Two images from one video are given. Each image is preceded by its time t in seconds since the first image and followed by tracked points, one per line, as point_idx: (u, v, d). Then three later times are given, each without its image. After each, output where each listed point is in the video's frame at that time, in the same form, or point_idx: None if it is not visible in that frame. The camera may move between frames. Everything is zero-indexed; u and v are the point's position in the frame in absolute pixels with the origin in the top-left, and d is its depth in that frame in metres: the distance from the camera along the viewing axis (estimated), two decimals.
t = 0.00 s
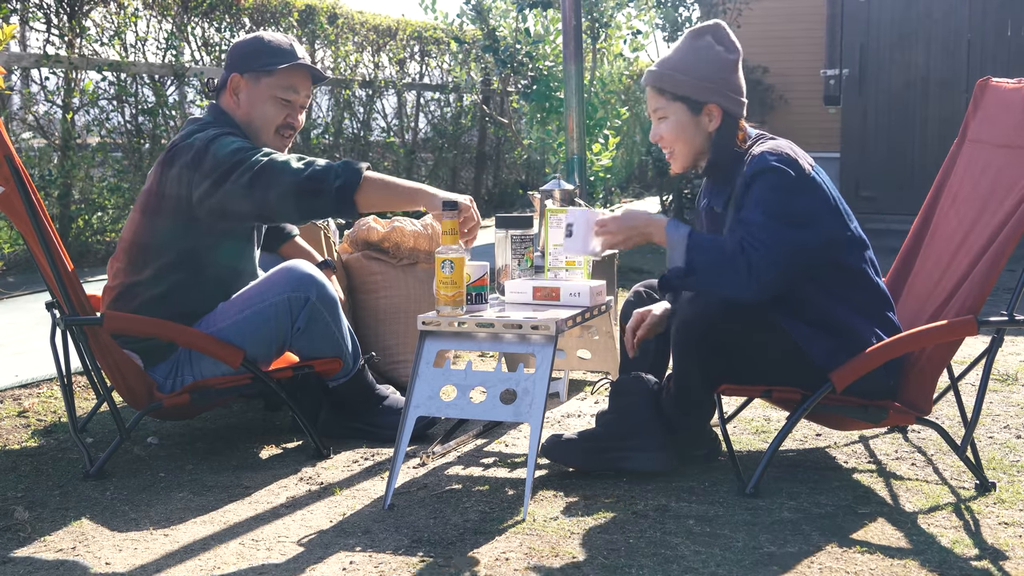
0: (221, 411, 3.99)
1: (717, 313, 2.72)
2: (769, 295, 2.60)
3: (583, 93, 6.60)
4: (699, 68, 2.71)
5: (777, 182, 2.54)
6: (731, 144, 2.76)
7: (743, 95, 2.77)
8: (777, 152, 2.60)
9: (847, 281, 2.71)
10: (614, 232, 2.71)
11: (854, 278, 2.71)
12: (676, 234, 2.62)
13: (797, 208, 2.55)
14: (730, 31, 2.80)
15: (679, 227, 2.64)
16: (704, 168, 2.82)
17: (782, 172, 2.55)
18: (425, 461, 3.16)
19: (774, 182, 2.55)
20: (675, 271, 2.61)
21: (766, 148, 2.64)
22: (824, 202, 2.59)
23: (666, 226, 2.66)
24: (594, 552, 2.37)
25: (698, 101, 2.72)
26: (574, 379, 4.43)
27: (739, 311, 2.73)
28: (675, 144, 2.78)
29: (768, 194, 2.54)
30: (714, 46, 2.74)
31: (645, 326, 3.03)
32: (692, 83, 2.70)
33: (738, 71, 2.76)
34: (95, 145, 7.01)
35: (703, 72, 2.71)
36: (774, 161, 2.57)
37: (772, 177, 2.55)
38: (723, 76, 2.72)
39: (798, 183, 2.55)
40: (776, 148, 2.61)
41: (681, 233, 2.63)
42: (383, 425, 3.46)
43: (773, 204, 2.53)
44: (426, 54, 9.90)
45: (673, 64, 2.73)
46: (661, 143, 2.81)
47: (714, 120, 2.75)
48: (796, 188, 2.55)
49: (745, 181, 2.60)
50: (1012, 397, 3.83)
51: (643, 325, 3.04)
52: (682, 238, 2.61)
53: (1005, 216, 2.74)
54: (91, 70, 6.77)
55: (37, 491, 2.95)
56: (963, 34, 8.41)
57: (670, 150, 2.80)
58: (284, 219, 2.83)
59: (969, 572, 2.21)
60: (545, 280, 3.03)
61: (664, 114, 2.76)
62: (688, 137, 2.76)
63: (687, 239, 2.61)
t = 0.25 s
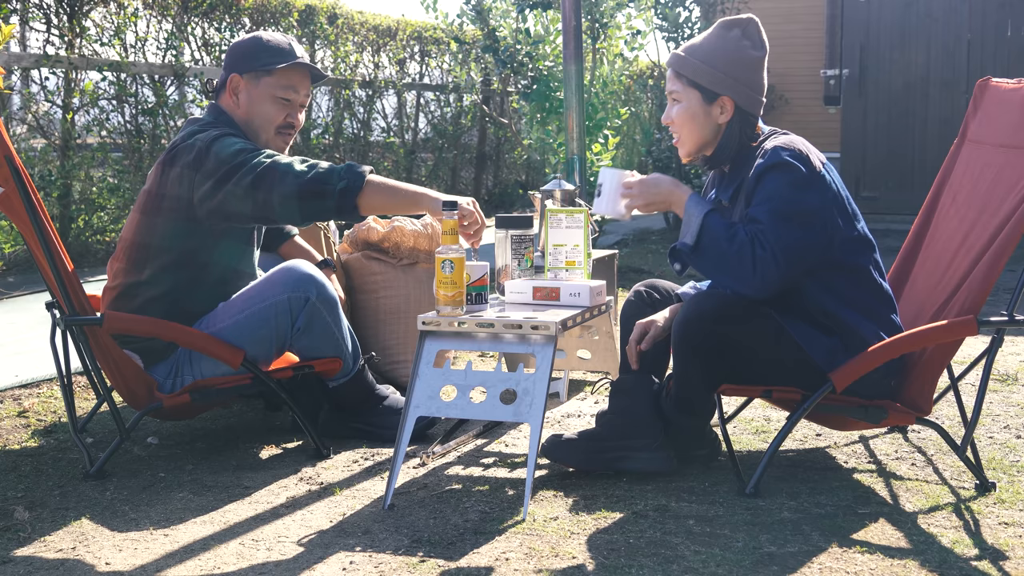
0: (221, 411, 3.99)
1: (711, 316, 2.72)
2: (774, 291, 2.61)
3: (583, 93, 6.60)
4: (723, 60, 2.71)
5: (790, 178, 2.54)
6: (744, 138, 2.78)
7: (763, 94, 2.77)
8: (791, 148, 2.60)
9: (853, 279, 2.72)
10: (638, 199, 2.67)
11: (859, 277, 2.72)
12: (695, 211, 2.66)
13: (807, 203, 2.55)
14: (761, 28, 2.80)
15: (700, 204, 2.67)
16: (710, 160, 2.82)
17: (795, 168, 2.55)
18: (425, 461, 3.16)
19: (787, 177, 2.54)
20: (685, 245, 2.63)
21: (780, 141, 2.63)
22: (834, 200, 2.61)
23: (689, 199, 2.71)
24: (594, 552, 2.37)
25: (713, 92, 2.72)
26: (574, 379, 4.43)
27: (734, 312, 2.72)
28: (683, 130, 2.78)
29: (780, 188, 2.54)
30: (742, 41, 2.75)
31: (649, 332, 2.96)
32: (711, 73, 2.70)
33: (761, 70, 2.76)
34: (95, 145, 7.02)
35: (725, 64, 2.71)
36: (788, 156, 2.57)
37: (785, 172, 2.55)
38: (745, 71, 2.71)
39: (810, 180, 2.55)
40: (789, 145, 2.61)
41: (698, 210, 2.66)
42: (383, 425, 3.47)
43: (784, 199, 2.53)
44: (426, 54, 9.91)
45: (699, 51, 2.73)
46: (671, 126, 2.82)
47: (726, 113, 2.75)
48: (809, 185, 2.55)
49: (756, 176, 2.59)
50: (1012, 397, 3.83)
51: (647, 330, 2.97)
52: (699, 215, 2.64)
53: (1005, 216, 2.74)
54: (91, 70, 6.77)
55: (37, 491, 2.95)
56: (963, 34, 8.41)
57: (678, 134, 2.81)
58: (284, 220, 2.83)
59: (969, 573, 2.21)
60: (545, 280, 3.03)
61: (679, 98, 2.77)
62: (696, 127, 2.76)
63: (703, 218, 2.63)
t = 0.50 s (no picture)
0: (221, 411, 3.99)
1: (711, 318, 2.72)
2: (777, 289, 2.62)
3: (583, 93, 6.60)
4: (734, 57, 2.71)
5: (802, 177, 2.55)
6: (756, 136, 2.78)
7: (772, 90, 2.77)
8: (803, 147, 2.60)
9: (860, 280, 2.71)
10: (660, 176, 2.65)
11: (866, 278, 2.72)
12: (711, 198, 2.65)
13: (815, 203, 2.56)
14: (769, 24, 2.81)
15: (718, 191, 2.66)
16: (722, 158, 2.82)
17: (806, 167, 2.56)
18: (425, 461, 3.16)
19: (798, 176, 2.55)
20: (696, 231, 2.65)
21: (792, 140, 2.63)
22: (842, 200, 2.62)
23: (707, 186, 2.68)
24: (595, 553, 2.37)
25: (725, 90, 2.72)
26: (574, 379, 4.43)
27: (735, 313, 2.73)
28: (694, 127, 2.78)
29: (790, 188, 2.54)
30: (751, 37, 2.75)
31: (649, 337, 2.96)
32: (723, 70, 2.70)
33: (771, 66, 2.76)
34: (95, 145, 7.02)
35: (736, 61, 2.70)
36: (800, 155, 2.57)
37: (796, 172, 2.55)
38: (756, 67, 2.72)
39: (821, 180, 2.56)
40: (801, 142, 2.61)
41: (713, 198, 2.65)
42: (383, 425, 3.47)
43: (794, 199, 2.54)
44: (426, 54, 9.90)
45: (709, 49, 2.73)
46: (681, 124, 2.82)
47: (738, 110, 2.75)
48: (820, 186, 2.56)
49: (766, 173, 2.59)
50: (1012, 397, 3.83)
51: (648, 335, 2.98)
52: (714, 203, 2.64)
53: (1005, 216, 2.74)
54: (91, 70, 6.77)
55: (37, 491, 2.95)
56: (963, 34, 8.42)
57: (689, 132, 2.80)
58: (284, 219, 2.83)
59: (969, 573, 2.21)
60: (545, 280, 3.03)
61: (690, 96, 2.76)
62: (708, 125, 2.75)
63: (718, 207, 2.63)
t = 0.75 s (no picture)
0: (221, 411, 3.99)
1: (712, 318, 2.72)
2: (779, 287, 2.62)
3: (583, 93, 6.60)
4: (737, 56, 2.70)
5: (806, 176, 2.55)
6: (760, 135, 2.78)
7: (775, 88, 2.77)
8: (808, 145, 2.60)
9: (861, 279, 2.72)
10: (670, 166, 2.74)
11: (867, 277, 2.72)
12: (720, 191, 2.66)
13: (819, 202, 2.56)
14: (772, 22, 2.81)
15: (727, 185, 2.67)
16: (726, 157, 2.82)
17: (811, 166, 2.56)
18: (425, 461, 3.16)
19: (802, 175, 2.55)
20: (700, 223, 2.66)
21: (800, 138, 2.64)
22: (845, 199, 2.62)
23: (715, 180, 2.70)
24: (595, 553, 2.37)
25: (728, 89, 2.72)
26: (574, 379, 4.43)
27: (735, 313, 2.73)
28: (697, 127, 2.78)
29: (794, 186, 2.55)
30: (754, 37, 2.75)
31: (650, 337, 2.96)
32: (726, 70, 2.69)
33: (774, 65, 2.76)
34: (95, 145, 7.02)
35: (739, 60, 2.70)
36: (806, 154, 2.58)
37: (801, 170, 2.56)
38: (759, 66, 2.71)
39: (825, 179, 2.56)
40: (805, 141, 2.62)
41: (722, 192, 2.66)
42: (383, 425, 3.47)
43: (798, 197, 2.54)
44: (426, 54, 9.90)
45: (712, 48, 2.73)
46: (684, 123, 2.82)
47: (742, 109, 2.75)
48: (824, 186, 2.56)
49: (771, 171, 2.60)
50: (1012, 397, 3.83)
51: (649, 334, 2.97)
52: (722, 196, 2.65)
53: (1006, 216, 2.74)
54: (91, 70, 6.77)
55: (37, 491, 2.95)
56: (963, 34, 8.42)
57: (692, 132, 2.81)
58: (284, 219, 2.83)
59: (969, 572, 2.21)
60: (545, 280, 3.03)
61: (693, 95, 2.76)
62: (712, 124, 2.76)
63: (726, 201, 2.64)
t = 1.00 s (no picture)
0: (221, 411, 3.99)
1: (712, 318, 2.72)
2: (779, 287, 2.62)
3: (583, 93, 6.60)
4: (736, 56, 2.70)
5: (807, 176, 2.55)
6: (759, 135, 2.77)
7: (774, 88, 2.77)
8: (808, 145, 2.60)
9: (861, 278, 2.72)
10: (671, 163, 2.75)
11: (867, 276, 2.72)
12: (720, 190, 2.66)
13: (819, 202, 2.56)
14: (770, 22, 2.81)
15: (727, 184, 2.67)
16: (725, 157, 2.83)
17: (811, 166, 2.56)
18: (425, 461, 3.15)
19: (802, 175, 2.55)
20: (700, 222, 2.66)
21: (799, 139, 2.64)
22: (845, 198, 2.62)
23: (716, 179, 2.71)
24: (594, 553, 2.37)
25: (727, 89, 2.72)
26: (574, 379, 4.43)
27: (735, 313, 2.73)
28: (697, 127, 2.78)
29: (794, 186, 2.55)
30: (753, 37, 2.75)
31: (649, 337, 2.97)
32: (725, 70, 2.69)
33: (773, 65, 2.76)
34: (95, 145, 7.02)
35: (738, 61, 2.70)
36: (805, 154, 2.58)
37: (801, 170, 2.56)
38: (758, 66, 2.71)
39: (825, 179, 2.56)
40: (805, 141, 2.62)
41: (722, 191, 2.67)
42: (383, 424, 3.47)
43: (798, 197, 2.54)
44: (426, 54, 9.90)
45: (710, 49, 2.73)
46: (683, 123, 2.82)
47: (741, 109, 2.75)
48: (824, 186, 2.56)
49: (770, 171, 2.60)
50: (1012, 397, 3.83)
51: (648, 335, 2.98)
52: (723, 196, 2.65)
53: (1006, 216, 2.74)
54: (91, 69, 6.77)
55: (37, 491, 2.95)
56: (963, 34, 8.43)
57: (691, 133, 2.81)
58: (284, 220, 2.84)
59: (969, 572, 2.21)
60: (545, 280, 3.03)
61: (692, 96, 2.76)
62: (712, 124, 2.76)
63: (727, 201, 2.64)
